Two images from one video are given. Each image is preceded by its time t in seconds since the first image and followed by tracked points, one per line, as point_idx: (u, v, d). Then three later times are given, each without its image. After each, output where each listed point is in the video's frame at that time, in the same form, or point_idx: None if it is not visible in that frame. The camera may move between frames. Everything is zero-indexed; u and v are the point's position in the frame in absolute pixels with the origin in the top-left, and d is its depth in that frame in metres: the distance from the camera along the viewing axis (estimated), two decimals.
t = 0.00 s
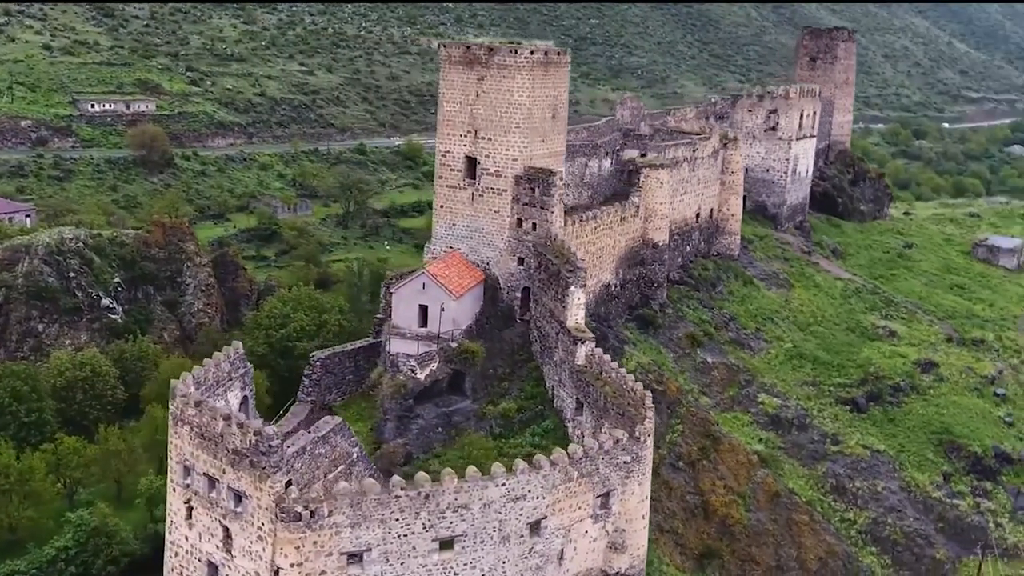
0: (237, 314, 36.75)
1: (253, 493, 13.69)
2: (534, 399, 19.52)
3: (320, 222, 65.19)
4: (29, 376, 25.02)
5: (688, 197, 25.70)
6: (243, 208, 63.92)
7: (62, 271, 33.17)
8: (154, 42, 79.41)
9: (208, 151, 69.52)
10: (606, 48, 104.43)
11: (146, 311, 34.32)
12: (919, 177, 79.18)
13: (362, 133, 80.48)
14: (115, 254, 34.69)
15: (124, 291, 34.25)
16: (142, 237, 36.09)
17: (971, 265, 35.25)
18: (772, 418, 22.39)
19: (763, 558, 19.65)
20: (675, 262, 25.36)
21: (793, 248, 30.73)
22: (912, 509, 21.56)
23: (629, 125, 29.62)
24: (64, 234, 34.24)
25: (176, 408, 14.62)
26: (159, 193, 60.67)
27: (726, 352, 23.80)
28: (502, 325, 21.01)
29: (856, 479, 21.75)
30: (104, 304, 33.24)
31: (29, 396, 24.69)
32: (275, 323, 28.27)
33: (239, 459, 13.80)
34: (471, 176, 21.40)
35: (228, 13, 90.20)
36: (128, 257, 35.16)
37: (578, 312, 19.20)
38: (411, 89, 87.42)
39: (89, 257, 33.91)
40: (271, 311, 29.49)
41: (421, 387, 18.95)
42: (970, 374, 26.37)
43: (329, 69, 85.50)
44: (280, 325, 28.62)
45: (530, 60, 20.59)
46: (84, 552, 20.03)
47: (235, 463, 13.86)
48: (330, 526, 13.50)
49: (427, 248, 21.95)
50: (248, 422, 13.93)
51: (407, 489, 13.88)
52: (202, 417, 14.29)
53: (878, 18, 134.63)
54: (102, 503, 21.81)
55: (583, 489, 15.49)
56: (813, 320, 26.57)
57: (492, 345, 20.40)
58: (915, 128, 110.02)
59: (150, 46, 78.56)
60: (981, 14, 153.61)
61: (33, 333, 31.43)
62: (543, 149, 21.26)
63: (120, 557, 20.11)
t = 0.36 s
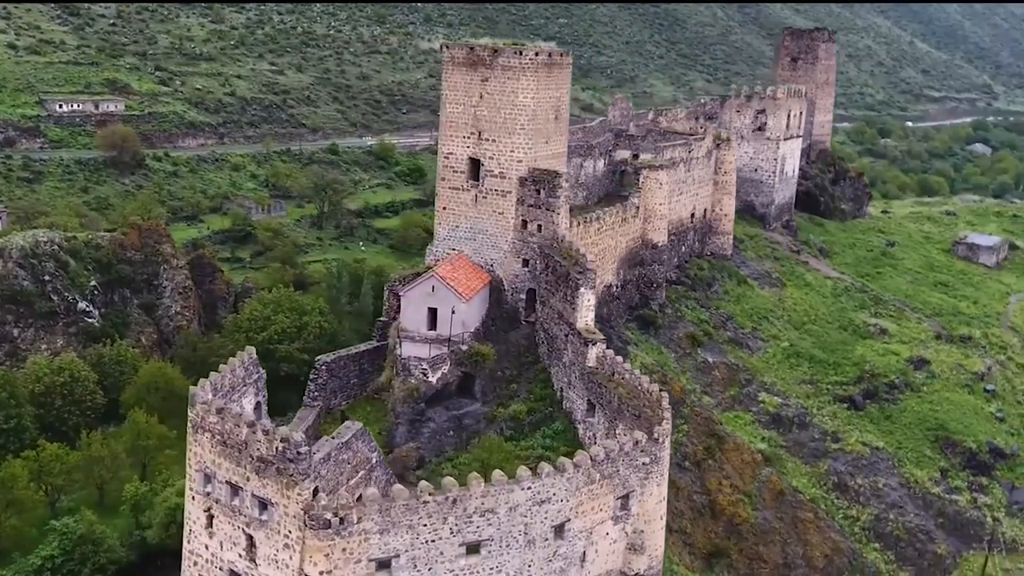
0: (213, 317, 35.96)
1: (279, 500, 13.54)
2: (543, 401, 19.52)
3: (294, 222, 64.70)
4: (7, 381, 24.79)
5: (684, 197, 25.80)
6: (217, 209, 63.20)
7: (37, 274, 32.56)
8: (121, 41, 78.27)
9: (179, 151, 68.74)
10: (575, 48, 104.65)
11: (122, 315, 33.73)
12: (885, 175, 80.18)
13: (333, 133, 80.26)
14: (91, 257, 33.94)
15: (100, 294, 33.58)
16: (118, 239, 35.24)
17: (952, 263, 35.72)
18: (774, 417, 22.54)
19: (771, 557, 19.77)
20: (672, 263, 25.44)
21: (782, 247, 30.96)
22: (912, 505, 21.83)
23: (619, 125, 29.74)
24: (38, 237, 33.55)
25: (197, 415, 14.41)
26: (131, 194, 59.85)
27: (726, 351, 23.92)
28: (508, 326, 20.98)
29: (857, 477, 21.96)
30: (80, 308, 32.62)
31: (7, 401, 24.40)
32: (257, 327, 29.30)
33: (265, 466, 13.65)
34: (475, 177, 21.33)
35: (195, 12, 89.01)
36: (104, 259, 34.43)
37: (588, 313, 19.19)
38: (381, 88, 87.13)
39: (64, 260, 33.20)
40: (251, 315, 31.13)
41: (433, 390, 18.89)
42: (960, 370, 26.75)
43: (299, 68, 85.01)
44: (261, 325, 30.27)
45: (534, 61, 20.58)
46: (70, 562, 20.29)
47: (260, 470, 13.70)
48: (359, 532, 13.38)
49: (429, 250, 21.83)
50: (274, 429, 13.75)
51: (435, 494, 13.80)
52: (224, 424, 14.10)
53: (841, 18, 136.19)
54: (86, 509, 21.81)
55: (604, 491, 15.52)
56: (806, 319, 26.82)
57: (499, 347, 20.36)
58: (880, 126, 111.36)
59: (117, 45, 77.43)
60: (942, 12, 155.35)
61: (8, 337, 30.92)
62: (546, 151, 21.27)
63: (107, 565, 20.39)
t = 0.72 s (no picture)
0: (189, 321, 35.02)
1: (309, 508, 13.39)
2: (551, 402, 19.53)
3: (263, 223, 64.10)
4: None
5: (678, 197, 25.94)
6: (184, 210, 62.34)
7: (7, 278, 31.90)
8: (81, 40, 76.79)
9: (144, 152, 67.66)
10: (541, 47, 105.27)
11: (94, 320, 33.11)
12: (848, 173, 81.19)
13: (299, 133, 79.63)
14: (61, 261, 33.25)
15: (71, 297, 32.92)
16: (88, 242, 34.57)
17: (929, 259, 36.28)
18: (772, 415, 22.76)
19: (777, 553, 19.96)
20: (666, 262, 25.58)
21: (768, 246, 31.25)
22: (910, 499, 22.16)
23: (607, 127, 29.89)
24: (6, 240, 32.86)
25: (218, 422, 14.20)
26: (98, 196, 58.83)
27: (723, 350, 24.09)
28: (512, 328, 20.94)
29: (856, 473, 22.23)
30: (51, 313, 31.96)
31: None
32: (233, 329, 30.42)
33: (293, 474, 13.48)
34: (476, 179, 21.30)
35: (155, 10, 87.56)
36: (75, 263, 33.78)
37: (597, 315, 19.22)
38: (346, 88, 86.73)
39: (34, 265, 32.53)
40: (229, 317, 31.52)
41: (444, 394, 18.82)
42: (947, 366, 27.19)
43: (263, 67, 84.05)
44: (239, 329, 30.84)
45: (537, 62, 20.52)
46: (55, 570, 21.02)
47: (288, 478, 13.54)
48: (391, 539, 13.28)
49: (430, 251, 21.78)
50: (302, 436, 13.58)
51: (465, 499, 13.72)
52: (248, 431, 13.89)
53: (799, 18, 137.73)
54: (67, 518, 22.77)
55: (626, 492, 15.56)
56: (797, 317, 27.10)
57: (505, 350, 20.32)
58: (840, 124, 112.76)
59: (77, 44, 75.97)
60: (896, 12, 157.86)
61: None
62: (548, 152, 21.23)
63: (90, 574, 21.29)
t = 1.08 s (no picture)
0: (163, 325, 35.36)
1: (340, 515, 13.26)
2: (560, 403, 19.53)
3: (232, 224, 63.42)
4: None
5: (671, 196, 26.05)
6: (152, 211, 61.34)
7: None
8: (41, 39, 75.20)
9: (108, 152, 66.47)
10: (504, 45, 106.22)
11: (66, 324, 32.95)
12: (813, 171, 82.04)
13: (265, 132, 78.98)
14: (31, 264, 32.99)
15: (42, 303, 32.74)
16: (58, 244, 34.53)
17: (907, 256, 36.80)
18: (772, 412, 22.95)
19: (782, 550, 20.16)
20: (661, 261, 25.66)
21: (754, 244, 31.51)
22: (907, 494, 22.49)
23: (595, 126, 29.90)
24: None
25: (243, 429, 14.03)
26: (63, 198, 57.70)
27: (720, 349, 24.27)
28: (516, 329, 20.89)
29: (855, 469, 22.51)
30: (22, 318, 31.63)
31: None
32: (211, 331, 31.13)
33: (323, 481, 13.33)
34: (479, 180, 21.23)
35: (115, 8, 85.93)
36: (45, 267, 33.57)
37: (606, 315, 19.23)
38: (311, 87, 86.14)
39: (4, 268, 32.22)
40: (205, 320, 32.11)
41: (457, 397, 18.72)
42: (934, 362, 27.60)
43: (227, 67, 82.94)
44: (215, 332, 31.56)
45: (540, 63, 20.48)
46: None
47: (317, 485, 13.39)
48: (424, 545, 13.21)
49: (432, 252, 21.68)
50: (331, 442, 13.44)
51: (496, 502, 13.67)
52: (275, 438, 13.73)
53: (758, 17, 139.03)
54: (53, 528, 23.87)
55: (648, 493, 15.63)
56: (789, 315, 27.38)
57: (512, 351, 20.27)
58: (800, 123, 113.97)
59: (37, 43, 74.40)
60: (853, 11, 159.72)
61: None
62: (550, 153, 21.22)
63: None
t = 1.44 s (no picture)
0: (133, 327, 36.30)
1: (373, 521, 13.15)
2: (568, 404, 19.56)
3: (200, 224, 62.56)
4: None
5: (664, 195, 26.16)
6: (118, 213, 60.25)
7: None
8: None
9: (71, 152, 65.15)
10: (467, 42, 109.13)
11: (36, 327, 33.86)
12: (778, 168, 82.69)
13: (231, 131, 78.26)
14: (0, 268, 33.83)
15: (13, 306, 33.59)
16: (28, 246, 35.39)
17: (884, 253, 37.27)
18: (770, 410, 23.16)
19: (787, 545, 20.37)
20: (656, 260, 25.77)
21: (739, 242, 31.77)
22: (904, 488, 22.82)
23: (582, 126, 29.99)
24: None
25: (268, 436, 13.87)
26: (27, 199, 56.43)
27: (717, 348, 24.44)
28: (521, 330, 20.86)
29: (852, 464, 22.79)
30: None
31: None
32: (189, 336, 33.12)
33: (354, 487, 13.21)
34: (481, 181, 21.18)
35: (74, 6, 84.15)
36: (15, 270, 34.41)
37: (614, 316, 19.25)
38: (275, 86, 85.39)
39: None
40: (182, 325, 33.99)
41: (470, 399, 18.66)
42: (921, 357, 28.00)
43: (189, 65, 81.70)
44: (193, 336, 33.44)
45: (543, 64, 20.42)
46: None
47: (348, 492, 13.26)
48: (458, 549, 13.15)
49: (434, 254, 21.63)
50: (362, 447, 13.32)
51: (527, 505, 13.64)
52: (303, 444, 13.59)
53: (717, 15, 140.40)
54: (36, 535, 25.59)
55: (669, 492, 15.71)
56: (779, 312, 27.66)
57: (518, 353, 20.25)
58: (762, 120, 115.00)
59: None
60: (810, 10, 161.67)
61: None
62: (552, 153, 21.19)
63: None
